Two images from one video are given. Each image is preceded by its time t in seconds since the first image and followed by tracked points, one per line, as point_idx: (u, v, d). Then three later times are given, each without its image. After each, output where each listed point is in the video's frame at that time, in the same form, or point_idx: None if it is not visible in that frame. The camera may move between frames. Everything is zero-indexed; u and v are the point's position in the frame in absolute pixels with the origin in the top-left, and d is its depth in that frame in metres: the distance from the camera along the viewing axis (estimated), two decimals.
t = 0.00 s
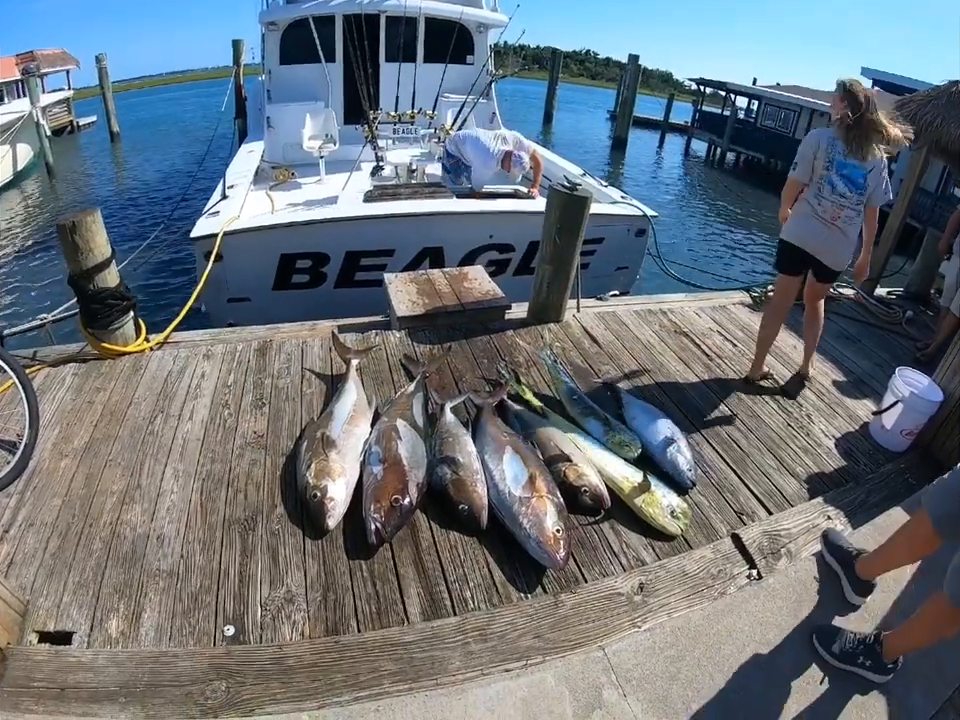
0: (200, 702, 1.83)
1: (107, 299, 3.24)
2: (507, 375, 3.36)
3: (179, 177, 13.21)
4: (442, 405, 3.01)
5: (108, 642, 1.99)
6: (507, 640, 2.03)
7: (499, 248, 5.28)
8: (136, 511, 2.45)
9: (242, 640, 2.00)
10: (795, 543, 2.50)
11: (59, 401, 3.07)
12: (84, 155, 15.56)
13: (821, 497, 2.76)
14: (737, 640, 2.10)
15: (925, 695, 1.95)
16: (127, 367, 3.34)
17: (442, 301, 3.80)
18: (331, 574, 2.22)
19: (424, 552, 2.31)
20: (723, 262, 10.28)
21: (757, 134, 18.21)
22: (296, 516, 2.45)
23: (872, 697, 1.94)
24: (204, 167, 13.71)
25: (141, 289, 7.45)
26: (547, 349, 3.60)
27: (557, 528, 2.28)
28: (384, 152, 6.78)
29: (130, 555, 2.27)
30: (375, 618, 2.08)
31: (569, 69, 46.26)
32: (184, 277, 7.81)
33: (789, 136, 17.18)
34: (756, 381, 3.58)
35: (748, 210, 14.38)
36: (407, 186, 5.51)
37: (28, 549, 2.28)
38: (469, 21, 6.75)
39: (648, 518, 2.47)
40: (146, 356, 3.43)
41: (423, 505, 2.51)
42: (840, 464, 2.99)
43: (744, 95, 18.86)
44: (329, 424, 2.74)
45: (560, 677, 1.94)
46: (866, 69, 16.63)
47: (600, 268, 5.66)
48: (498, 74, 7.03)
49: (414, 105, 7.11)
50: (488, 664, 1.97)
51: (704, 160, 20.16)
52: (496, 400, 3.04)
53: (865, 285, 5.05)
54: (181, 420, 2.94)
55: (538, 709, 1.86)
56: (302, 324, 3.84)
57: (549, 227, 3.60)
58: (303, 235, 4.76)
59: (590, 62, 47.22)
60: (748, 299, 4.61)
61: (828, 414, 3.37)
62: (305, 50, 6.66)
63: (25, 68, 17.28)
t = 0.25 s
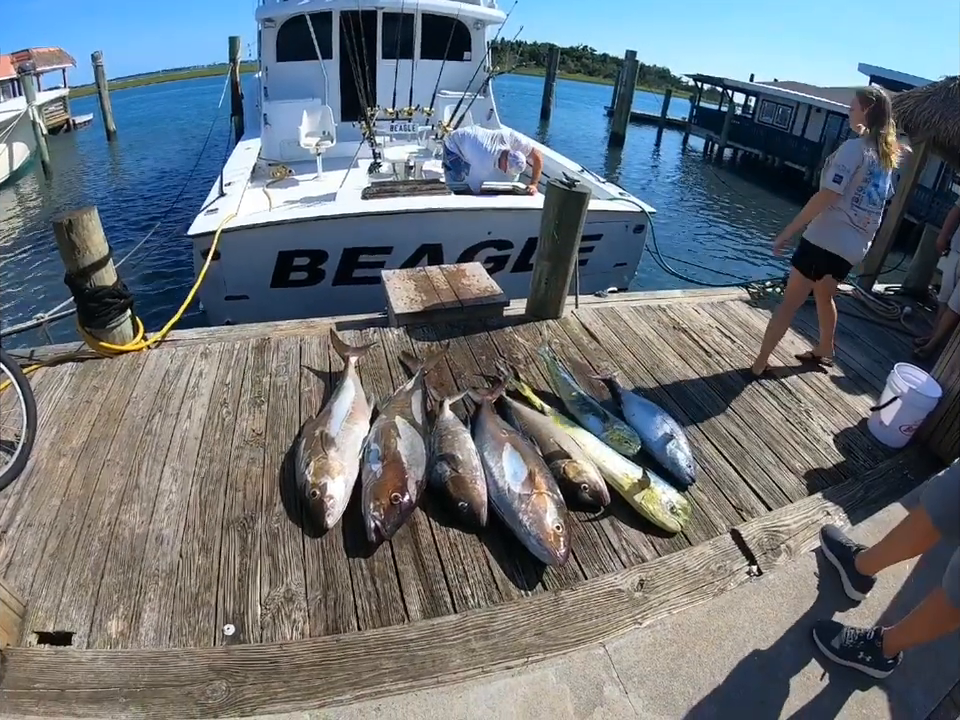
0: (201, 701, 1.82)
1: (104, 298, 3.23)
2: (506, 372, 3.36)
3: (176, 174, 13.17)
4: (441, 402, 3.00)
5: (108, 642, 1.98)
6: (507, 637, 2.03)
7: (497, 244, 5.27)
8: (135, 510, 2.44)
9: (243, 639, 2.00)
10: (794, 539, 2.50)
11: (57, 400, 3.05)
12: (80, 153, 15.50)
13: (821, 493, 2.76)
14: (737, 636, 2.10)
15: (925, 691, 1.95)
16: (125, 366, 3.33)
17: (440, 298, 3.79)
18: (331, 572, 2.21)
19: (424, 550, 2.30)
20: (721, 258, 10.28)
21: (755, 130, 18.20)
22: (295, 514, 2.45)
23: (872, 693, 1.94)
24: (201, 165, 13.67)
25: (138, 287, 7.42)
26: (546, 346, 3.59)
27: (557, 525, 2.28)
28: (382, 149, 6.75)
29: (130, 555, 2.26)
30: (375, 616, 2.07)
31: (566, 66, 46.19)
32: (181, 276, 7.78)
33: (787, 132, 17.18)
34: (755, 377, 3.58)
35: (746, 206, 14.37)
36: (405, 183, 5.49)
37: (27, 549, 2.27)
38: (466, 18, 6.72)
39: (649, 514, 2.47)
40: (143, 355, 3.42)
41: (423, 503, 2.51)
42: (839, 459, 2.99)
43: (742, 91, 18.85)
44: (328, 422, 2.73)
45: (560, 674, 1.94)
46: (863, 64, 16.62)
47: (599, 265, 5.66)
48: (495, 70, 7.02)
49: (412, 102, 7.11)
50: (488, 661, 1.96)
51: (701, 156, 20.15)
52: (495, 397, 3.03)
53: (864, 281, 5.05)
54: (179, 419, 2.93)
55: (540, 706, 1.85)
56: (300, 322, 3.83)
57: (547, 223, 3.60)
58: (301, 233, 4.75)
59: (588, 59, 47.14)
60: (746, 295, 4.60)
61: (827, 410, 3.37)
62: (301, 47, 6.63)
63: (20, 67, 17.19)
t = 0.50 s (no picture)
0: (201, 701, 1.82)
1: (102, 297, 3.23)
2: (505, 370, 3.35)
3: (173, 173, 13.15)
4: (439, 400, 3.00)
5: (108, 643, 1.98)
6: (507, 636, 2.03)
7: (496, 242, 5.27)
8: (134, 510, 2.44)
9: (243, 638, 1.99)
10: (793, 537, 2.50)
11: (55, 400, 3.04)
12: (77, 152, 15.46)
13: (820, 490, 2.76)
14: (737, 634, 2.10)
15: (925, 689, 1.96)
16: (124, 366, 3.32)
17: (439, 296, 3.79)
18: (330, 571, 2.21)
19: (423, 548, 2.30)
20: (720, 255, 10.28)
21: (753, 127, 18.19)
22: (294, 513, 2.44)
23: (872, 691, 1.95)
24: (198, 163, 13.64)
25: (136, 287, 7.40)
26: (545, 343, 3.59)
27: (557, 523, 2.28)
28: (380, 147, 6.75)
29: (129, 555, 2.26)
30: (375, 615, 2.07)
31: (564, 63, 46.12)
32: (179, 275, 7.77)
33: (785, 129, 17.17)
34: (754, 375, 3.58)
35: (744, 203, 14.38)
36: (403, 181, 5.48)
37: (26, 550, 2.27)
38: (464, 15, 6.71)
39: (648, 512, 2.47)
40: (142, 355, 3.41)
41: (422, 501, 2.51)
42: (837, 456, 3.00)
43: (740, 88, 18.84)
44: (327, 421, 2.73)
45: (560, 673, 1.94)
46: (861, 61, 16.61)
47: (597, 262, 5.65)
48: (493, 68, 7.01)
49: (410, 100, 7.12)
50: (488, 660, 1.96)
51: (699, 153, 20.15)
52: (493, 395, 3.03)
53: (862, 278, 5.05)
54: (178, 418, 2.93)
55: (540, 705, 1.85)
56: (298, 321, 3.83)
57: (545, 220, 3.59)
58: (299, 231, 4.74)
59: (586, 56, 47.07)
60: (744, 292, 4.60)
61: (826, 407, 3.37)
62: (299, 45, 6.61)
63: (17, 66, 17.13)
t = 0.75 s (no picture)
0: (203, 700, 1.83)
1: (102, 298, 3.23)
2: (504, 368, 3.36)
3: (171, 173, 13.14)
4: (439, 398, 3.01)
5: (109, 642, 1.98)
6: (507, 632, 2.04)
7: (495, 240, 5.27)
8: (134, 510, 2.45)
9: (244, 637, 2.00)
10: (792, 533, 2.51)
11: (55, 401, 3.05)
12: (75, 153, 15.45)
13: (819, 486, 2.77)
14: (737, 630, 2.11)
15: (924, 683, 1.96)
16: (123, 367, 3.32)
17: (437, 295, 3.79)
18: (331, 570, 2.21)
19: (423, 546, 2.31)
20: (718, 252, 10.28)
21: (751, 124, 18.19)
22: (295, 512, 2.45)
23: (872, 686, 1.95)
24: (196, 164, 13.63)
25: (135, 287, 7.40)
26: (543, 341, 3.59)
27: (556, 520, 2.29)
28: (378, 146, 6.75)
29: (130, 555, 2.26)
30: (375, 613, 2.08)
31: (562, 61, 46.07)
32: (178, 275, 7.77)
33: (784, 126, 17.17)
34: (752, 371, 3.59)
35: (743, 200, 14.38)
36: (401, 180, 5.48)
37: (27, 551, 2.28)
38: (461, 14, 6.71)
39: (647, 509, 2.48)
40: (141, 355, 3.42)
41: (422, 499, 2.51)
42: (836, 452, 3.00)
43: (738, 85, 18.84)
44: (326, 420, 2.73)
45: (560, 669, 1.95)
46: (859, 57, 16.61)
47: (596, 260, 5.66)
48: (491, 66, 7.02)
49: (408, 99, 7.12)
50: (489, 657, 1.97)
51: (697, 150, 20.14)
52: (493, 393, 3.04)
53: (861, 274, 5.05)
54: (178, 418, 2.93)
55: (540, 701, 1.86)
56: (297, 320, 3.83)
57: (544, 218, 3.60)
58: (298, 230, 4.74)
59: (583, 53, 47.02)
60: (743, 289, 4.61)
61: (825, 404, 3.38)
62: (296, 44, 6.61)
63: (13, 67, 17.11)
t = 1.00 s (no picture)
0: (204, 701, 1.83)
1: (101, 300, 3.23)
2: (503, 368, 3.36)
3: (170, 175, 13.15)
4: (438, 399, 3.01)
5: (111, 645, 1.99)
6: (508, 631, 2.04)
7: (494, 240, 5.27)
8: (135, 512, 2.45)
9: (245, 638, 2.00)
10: (792, 531, 2.51)
11: (55, 404, 3.05)
12: (74, 156, 15.46)
13: (819, 484, 2.77)
14: (737, 628, 2.11)
15: (924, 680, 1.97)
16: (123, 369, 3.33)
17: (436, 295, 3.79)
18: (332, 570, 2.22)
19: (424, 547, 2.31)
20: (718, 251, 10.27)
21: (750, 122, 18.19)
22: (295, 513, 2.45)
23: (872, 683, 1.96)
24: (195, 165, 13.63)
25: (134, 289, 7.41)
26: (543, 341, 3.60)
27: (556, 519, 2.29)
28: (376, 147, 6.75)
29: (131, 557, 2.27)
30: (377, 613, 2.09)
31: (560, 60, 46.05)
32: (177, 277, 7.77)
33: (782, 124, 17.17)
34: (752, 370, 3.59)
35: (742, 198, 14.39)
36: (400, 181, 5.49)
37: (28, 553, 2.28)
38: (459, 14, 6.71)
39: (647, 507, 2.48)
40: (141, 357, 3.42)
41: (423, 500, 2.52)
42: (836, 450, 3.01)
43: (736, 83, 18.83)
44: (326, 421, 2.74)
45: (561, 668, 1.95)
46: (858, 55, 16.60)
47: (595, 259, 5.66)
48: (489, 66, 7.02)
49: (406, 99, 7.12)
50: (490, 656, 1.97)
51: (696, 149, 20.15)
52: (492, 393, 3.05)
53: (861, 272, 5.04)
54: (178, 420, 2.93)
55: (541, 701, 1.86)
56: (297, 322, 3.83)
57: (542, 218, 3.60)
58: (297, 232, 4.75)
59: (581, 52, 47.00)
60: (742, 288, 4.61)
61: (824, 402, 3.38)
62: (294, 46, 6.61)
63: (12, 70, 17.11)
